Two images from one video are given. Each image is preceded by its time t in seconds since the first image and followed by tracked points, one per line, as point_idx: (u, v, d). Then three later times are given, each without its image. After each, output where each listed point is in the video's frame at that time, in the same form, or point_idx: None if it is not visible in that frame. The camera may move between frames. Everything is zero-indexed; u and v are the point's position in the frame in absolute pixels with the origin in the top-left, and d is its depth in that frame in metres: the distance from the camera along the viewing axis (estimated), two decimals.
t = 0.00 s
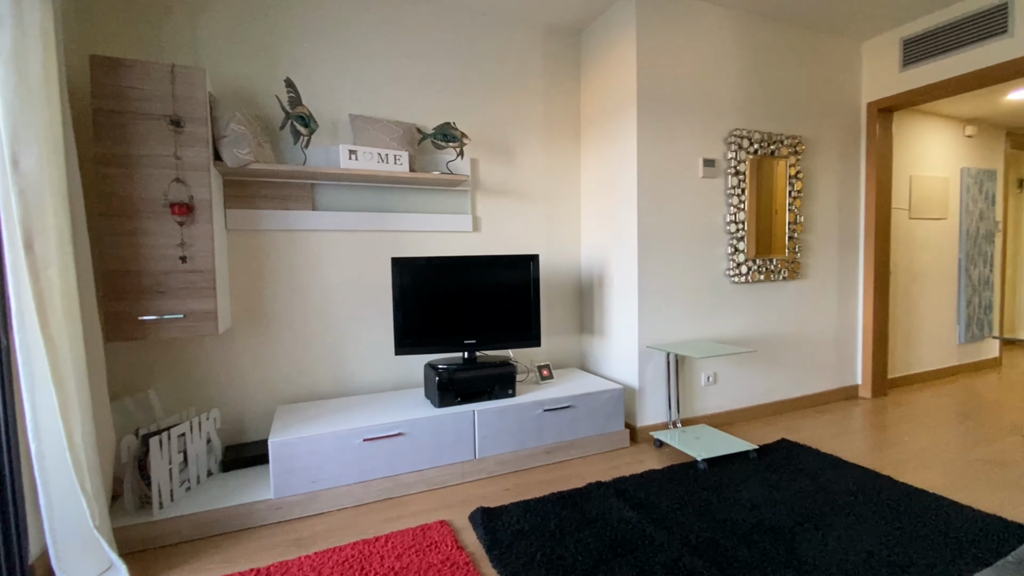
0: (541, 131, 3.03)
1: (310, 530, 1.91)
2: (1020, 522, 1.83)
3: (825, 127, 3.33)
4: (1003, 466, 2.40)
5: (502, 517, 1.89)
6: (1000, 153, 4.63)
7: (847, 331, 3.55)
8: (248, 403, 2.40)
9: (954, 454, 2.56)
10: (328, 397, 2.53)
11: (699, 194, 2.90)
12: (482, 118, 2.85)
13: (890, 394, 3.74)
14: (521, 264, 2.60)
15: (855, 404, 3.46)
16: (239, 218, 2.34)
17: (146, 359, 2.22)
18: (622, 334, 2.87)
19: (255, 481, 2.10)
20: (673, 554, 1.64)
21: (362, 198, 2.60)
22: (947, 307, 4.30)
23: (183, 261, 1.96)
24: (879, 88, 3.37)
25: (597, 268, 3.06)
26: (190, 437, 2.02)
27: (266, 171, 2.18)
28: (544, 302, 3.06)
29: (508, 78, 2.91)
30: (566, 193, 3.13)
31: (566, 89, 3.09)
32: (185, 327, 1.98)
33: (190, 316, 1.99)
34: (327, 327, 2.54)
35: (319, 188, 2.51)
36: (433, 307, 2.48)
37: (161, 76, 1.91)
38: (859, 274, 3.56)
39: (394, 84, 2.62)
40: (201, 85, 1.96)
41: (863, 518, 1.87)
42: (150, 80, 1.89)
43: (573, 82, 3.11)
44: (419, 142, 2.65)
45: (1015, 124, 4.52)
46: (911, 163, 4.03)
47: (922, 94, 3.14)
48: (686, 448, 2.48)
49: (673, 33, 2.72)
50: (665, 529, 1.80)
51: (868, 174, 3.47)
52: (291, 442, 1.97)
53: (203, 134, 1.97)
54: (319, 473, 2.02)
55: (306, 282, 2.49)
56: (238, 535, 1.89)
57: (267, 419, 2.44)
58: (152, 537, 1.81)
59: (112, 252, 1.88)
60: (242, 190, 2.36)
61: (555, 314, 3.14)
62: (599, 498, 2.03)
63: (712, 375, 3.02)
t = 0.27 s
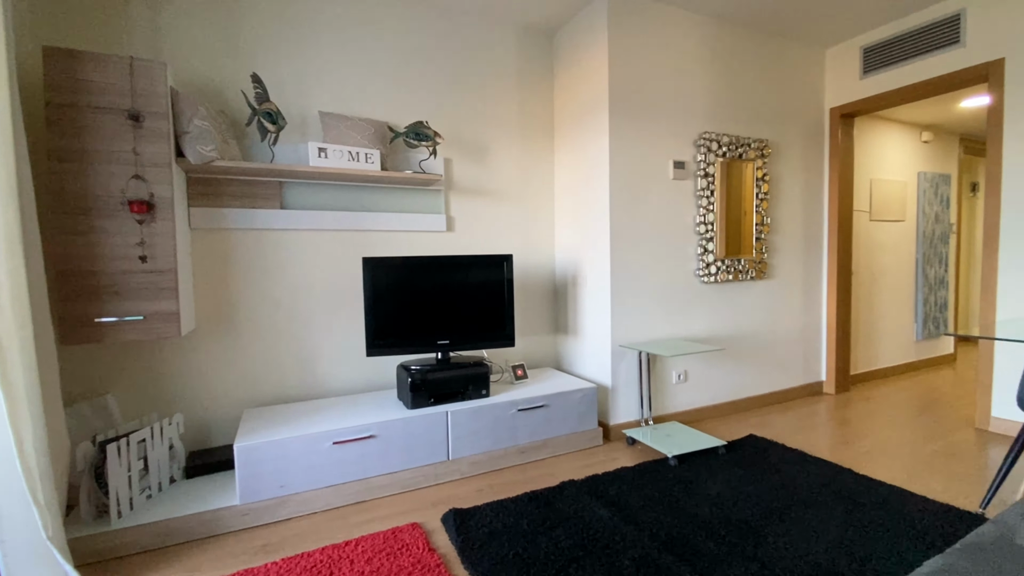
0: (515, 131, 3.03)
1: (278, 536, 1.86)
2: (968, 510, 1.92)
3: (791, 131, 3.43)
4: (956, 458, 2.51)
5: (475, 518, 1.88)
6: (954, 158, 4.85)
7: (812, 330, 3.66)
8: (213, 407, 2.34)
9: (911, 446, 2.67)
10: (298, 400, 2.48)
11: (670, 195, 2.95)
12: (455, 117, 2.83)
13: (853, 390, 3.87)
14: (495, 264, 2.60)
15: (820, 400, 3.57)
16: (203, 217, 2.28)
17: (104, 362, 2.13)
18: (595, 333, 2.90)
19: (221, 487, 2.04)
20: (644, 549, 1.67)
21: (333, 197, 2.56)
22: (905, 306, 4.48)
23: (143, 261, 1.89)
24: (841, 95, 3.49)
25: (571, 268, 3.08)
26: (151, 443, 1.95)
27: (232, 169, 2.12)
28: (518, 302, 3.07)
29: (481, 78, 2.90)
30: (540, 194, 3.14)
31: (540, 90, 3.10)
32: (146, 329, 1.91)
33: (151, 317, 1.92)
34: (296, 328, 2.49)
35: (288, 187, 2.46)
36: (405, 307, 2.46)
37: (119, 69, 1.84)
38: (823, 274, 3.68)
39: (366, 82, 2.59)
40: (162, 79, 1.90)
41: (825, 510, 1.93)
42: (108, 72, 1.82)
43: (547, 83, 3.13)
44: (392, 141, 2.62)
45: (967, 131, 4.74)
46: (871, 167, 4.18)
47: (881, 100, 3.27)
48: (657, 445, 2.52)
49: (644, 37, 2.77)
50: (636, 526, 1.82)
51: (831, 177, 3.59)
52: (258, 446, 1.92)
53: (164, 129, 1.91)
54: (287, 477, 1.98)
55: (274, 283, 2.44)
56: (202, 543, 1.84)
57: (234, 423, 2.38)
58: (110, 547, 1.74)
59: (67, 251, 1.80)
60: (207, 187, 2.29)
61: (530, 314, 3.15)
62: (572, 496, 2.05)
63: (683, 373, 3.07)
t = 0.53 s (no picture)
0: (489, 131, 3.02)
1: (245, 543, 1.82)
2: (924, 501, 1.99)
3: (759, 135, 3.52)
4: (914, 451, 2.61)
5: (448, 520, 1.87)
6: (912, 163, 5.05)
7: (780, 328, 3.76)
8: (178, 412, 2.27)
9: (873, 441, 2.76)
10: (267, 404, 2.43)
11: (642, 197, 2.99)
12: (429, 117, 2.81)
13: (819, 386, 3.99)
14: (469, 265, 2.59)
15: (787, 396, 3.67)
16: (167, 215, 2.20)
17: (60, 367, 2.05)
18: (570, 333, 2.92)
19: (185, 495, 1.98)
20: (615, 547, 1.68)
21: (303, 196, 2.51)
22: (868, 305, 4.65)
23: (101, 261, 1.82)
24: (806, 100, 3.60)
25: (546, 268, 3.10)
26: (110, 450, 1.88)
27: (196, 166, 2.06)
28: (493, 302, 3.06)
29: (455, 78, 2.89)
30: (515, 194, 3.14)
31: (515, 91, 3.11)
32: (104, 332, 1.84)
33: (109, 319, 1.85)
34: (266, 330, 2.44)
35: (256, 185, 2.40)
36: (378, 308, 2.42)
37: (75, 61, 1.76)
38: (790, 274, 3.78)
39: (336, 80, 2.55)
40: (122, 72, 1.83)
41: (790, 503, 1.99)
42: (63, 65, 1.74)
43: (522, 84, 3.13)
44: (364, 140, 2.59)
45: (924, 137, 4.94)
46: (835, 171, 4.32)
47: (844, 106, 3.38)
48: (630, 443, 2.55)
49: (617, 40, 2.80)
50: (608, 524, 1.84)
51: (797, 180, 3.69)
52: (224, 452, 1.87)
53: (124, 125, 1.84)
54: (255, 483, 1.93)
55: (243, 283, 2.38)
56: (165, 553, 1.78)
57: (200, 428, 2.31)
58: (65, 561, 1.67)
59: (18, 250, 1.72)
60: (171, 185, 2.22)
61: (505, 314, 3.14)
62: (546, 495, 2.06)
63: (655, 372, 3.12)
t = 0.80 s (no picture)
0: (464, 132, 3.02)
1: (210, 552, 1.77)
2: (883, 493, 2.07)
3: (728, 138, 3.60)
4: (874, 445, 2.71)
5: (421, 523, 1.86)
6: (873, 167, 5.24)
7: (749, 327, 3.86)
8: (141, 418, 2.19)
9: (836, 436, 2.86)
10: (235, 408, 2.37)
11: (615, 198, 3.02)
12: (403, 116, 2.79)
13: (786, 384, 4.11)
14: (443, 265, 2.58)
15: (756, 394, 3.77)
16: (128, 214, 2.13)
17: (13, 373, 1.95)
18: (545, 334, 2.93)
19: (147, 504, 1.92)
20: (587, 545, 1.70)
21: (272, 195, 2.45)
22: (832, 304, 4.80)
23: (56, 262, 1.74)
24: (773, 105, 3.70)
25: (521, 269, 3.10)
26: (66, 459, 1.80)
27: (159, 164, 1.99)
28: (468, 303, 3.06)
29: (429, 77, 2.87)
30: (490, 195, 3.14)
31: (489, 91, 3.11)
32: (60, 336, 1.76)
33: (65, 323, 1.77)
34: (233, 332, 2.37)
35: (223, 184, 2.34)
36: (350, 310, 2.39)
37: (28, 53, 1.68)
38: (758, 275, 3.89)
39: (307, 77, 2.50)
40: (78, 66, 1.76)
41: (757, 499, 2.04)
42: (14, 57, 1.66)
43: (496, 84, 3.13)
44: (335, 138, 2.55)
45: (884, 142, 5.14)
46: (801, 174, 4.46)
47: (808, 112, 3.49)
48: (603, 442, 2.57)
49: (590, 43, 2.83)
50: (581, 522, 1.85)
51: (765, 183, 3.79)
52: (188, 459, 1.81)
53: (80, 120, 1.77)
54: (221, 490, 1.88)
55: (209, 285, 2.31)
56: (125, 565, 1.71)
57: (164, 434, 2.23)
58: None
59: None
60: (132, 183, 2.15)
61: (480, 315, 3.14)
62: (519, 496, 2.06)
63: (629, 371, 3.16)
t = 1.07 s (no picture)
0: (438, 132, 3.00)
1: (174, 563, 1.71)
2: (845, 486, 2.15)
3: (698, 142, 3.67)
4: (837, 439, 2.80)
5: (393, 527, 1.83)
6: (836, 171, 5.43)
7: (719, 327, 3.94)
8: (100, 426, 2.10)
9: (801, 431, 2.95)
10: (200, 413, 2.30)
11: (589, 199, 3.05)
12: (375, 115, 2.76)
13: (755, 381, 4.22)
14: (417, 266, 2.56)
15: (726, 391, 3.86)
16: (86, 214, 2.04)
17: None
18: (519, 334, 2.94)
19: (106, 514, 1.84)
20: (560, 545, 1.71)
21: (240, 194, 2.39)
22: (798, 303, 4.95)
23: (7, 263, 1.65)
24: (741, 110, 3.80)
25: (495, 269, 3.10)
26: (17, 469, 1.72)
27: (118, 161, 1.92)
28: (442, 304, 3.04)
29: (402, 76, 2.85)
30: (464, 195, 3.13)
31: (463, 92, 3.10)
32: (11, 341, 1.68)
33: (17, 327, 1.68)
34: (199, 335, 2.30)
35: (187, 182, 2.27)
36: (321, 311, 2.35)
37: None
38: (728, 275, 3.98)
39: (275, 75, 2.45)
40: (31, 58, 1.68)
41: (726, 494, 2.08)
42: None
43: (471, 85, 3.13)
44: (305, 137, 2.50)
45: (846, 147, 5.33)
46: (768, 178, 4.58)
47: (775, 117, 3.59)
48: (577, 442, 2.59)
49: (563, 45, 2.85)
50: (555, 522, 1.86)
51: (734, 186, 3.89)
52: (150, 467, 1.75)
53: (33, 115, 1.69)
54: (185, 498, 1.82)
55: (173, 286, 2.24)
56: None
57: (125, 442, 2.15)
58: None
59: None
60: (89, 181, 2.06)
61: (455, 316, 3.12)
62: (494, 497, 2.06)
63: (602, 371, 3.19)
